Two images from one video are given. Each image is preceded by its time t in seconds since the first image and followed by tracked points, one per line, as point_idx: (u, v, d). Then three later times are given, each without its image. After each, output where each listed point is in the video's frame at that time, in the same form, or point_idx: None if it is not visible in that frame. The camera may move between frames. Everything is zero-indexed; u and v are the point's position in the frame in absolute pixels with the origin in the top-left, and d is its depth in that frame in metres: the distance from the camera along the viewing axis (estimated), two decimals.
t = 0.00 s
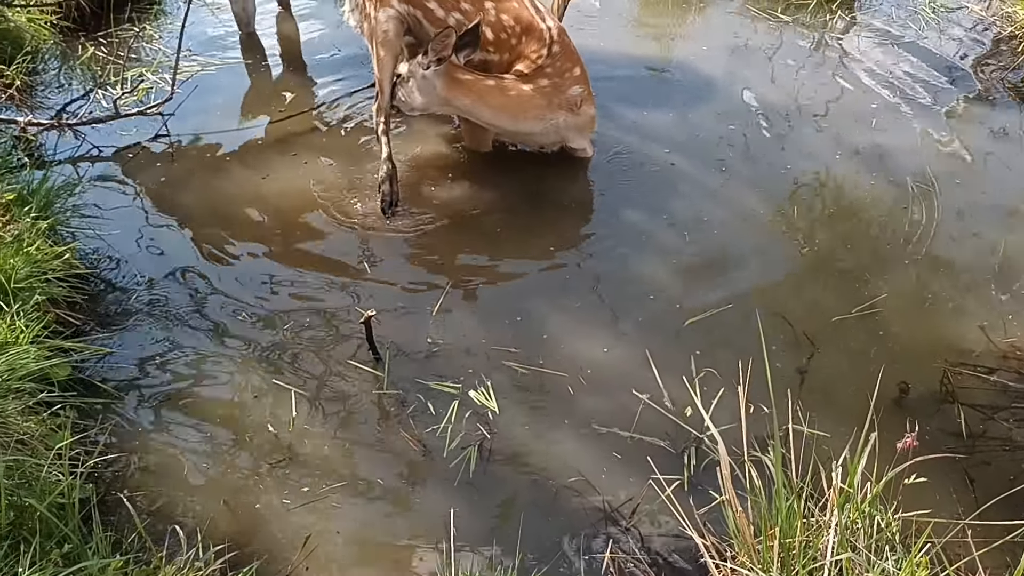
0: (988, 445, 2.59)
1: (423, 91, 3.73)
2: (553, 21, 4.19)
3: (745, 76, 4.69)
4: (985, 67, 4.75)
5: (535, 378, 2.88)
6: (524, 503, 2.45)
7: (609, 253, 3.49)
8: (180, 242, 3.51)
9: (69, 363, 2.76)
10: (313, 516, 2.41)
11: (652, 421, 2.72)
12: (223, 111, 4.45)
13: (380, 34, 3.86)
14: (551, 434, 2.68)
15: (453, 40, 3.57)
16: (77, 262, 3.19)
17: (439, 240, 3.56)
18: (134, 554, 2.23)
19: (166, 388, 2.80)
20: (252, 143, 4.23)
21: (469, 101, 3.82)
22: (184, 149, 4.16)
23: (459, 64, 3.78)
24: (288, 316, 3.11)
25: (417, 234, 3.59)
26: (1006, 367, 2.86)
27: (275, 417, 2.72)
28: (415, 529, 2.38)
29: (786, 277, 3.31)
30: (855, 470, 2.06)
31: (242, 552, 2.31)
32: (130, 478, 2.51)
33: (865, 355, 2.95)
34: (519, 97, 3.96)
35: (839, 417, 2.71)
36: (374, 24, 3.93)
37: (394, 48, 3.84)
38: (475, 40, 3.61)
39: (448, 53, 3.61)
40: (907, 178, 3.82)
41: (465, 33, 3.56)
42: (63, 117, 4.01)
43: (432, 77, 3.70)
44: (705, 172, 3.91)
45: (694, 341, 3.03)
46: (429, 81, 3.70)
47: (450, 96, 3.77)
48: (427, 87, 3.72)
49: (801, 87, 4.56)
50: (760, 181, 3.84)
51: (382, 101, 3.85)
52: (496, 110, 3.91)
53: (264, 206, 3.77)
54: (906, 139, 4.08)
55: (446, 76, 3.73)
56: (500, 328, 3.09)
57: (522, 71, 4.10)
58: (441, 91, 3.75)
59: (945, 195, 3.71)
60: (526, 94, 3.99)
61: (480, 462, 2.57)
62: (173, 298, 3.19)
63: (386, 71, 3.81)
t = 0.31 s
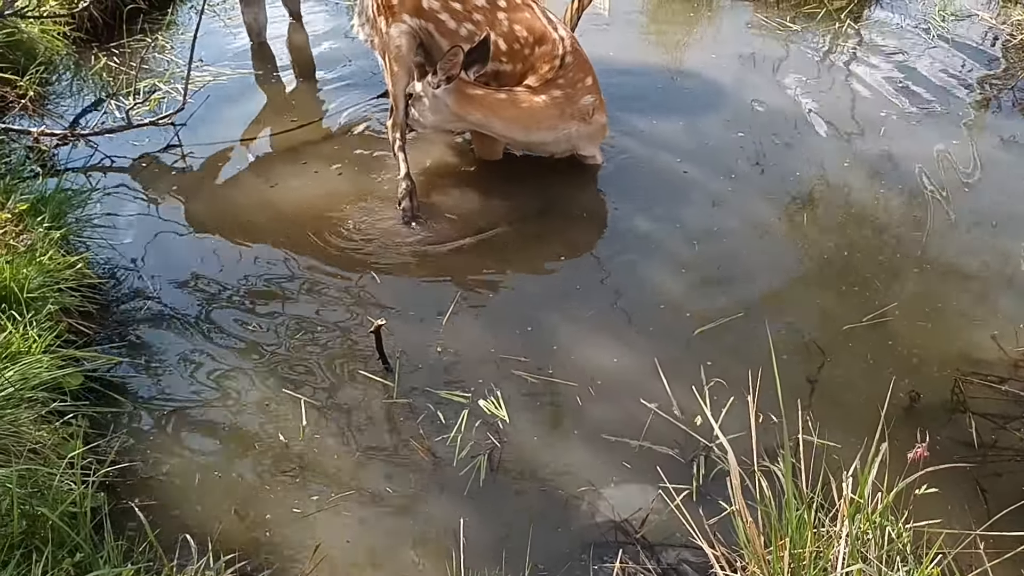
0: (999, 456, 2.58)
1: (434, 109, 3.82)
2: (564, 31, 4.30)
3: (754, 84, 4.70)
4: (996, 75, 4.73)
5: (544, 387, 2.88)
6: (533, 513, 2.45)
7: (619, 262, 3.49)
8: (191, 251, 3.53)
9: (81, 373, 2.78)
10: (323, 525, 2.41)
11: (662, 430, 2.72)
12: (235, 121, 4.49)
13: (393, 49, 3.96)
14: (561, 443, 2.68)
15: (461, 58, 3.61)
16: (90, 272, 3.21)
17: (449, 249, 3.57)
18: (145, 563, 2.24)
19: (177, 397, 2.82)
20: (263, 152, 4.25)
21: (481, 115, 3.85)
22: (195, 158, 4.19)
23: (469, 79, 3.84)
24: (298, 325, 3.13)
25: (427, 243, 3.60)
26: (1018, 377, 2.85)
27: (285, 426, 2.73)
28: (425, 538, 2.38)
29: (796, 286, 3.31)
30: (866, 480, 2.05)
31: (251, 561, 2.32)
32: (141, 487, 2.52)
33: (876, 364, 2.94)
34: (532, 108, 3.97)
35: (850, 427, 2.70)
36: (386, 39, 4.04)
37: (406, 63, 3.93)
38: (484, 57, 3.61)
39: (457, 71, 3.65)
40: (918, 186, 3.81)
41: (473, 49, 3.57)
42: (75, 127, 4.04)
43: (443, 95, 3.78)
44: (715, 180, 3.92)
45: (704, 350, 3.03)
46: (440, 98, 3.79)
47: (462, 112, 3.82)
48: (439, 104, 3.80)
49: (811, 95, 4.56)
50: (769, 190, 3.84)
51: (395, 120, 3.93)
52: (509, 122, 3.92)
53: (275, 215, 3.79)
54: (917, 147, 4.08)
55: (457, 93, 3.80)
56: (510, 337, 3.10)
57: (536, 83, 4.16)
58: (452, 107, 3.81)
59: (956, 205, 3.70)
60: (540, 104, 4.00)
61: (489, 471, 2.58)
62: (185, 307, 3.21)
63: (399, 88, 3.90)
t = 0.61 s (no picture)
0: (1004, 459, 2.57)
1: (443, 114, 3.79)
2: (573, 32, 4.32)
3: (759, 86, 4.70)
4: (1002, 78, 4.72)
5: (549, 389, 2.88)
6: (538, 515, 2.45)
7: (623, 265, 3.49)
8: (197, 253, 3.55)
9: (88, 374, 2.79)
10: (328, 526, 2.42)
11: (667, 433, 2.72)
12: (241, 124, 4.50)
13: (401, 49, 4.03)
14: (565, 445, 2.68)
15: (470, 64, 3.64)
16: (97, 273, 3.22)
17: (454, 251, 3.58)
18: (151, 564, 2.25)
19: (183, 399, 2.83)
20: (269, 155, 4.27)
21: (491, 118, 3.86)
22: (202, 161, 4.21)
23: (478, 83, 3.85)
24: (304, 327, 3.14)
25: (432, 245, 3.61)
26: None
27: (290, 428, 2.74)
28: (429, 540, 2.39)
29: (802, 288, 3.31)
30: (870, 483, 2.05)
31: (256, 562, 2.32)
32: (147, 488, 2.53)
33: (881, 367, 2.94)
34: (542, 108, 3.99)
35: (855, 430, 2.70)
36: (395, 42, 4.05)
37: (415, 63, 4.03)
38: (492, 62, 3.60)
39: (466, 77, 3.71)
40: (923, 188, 3.81)
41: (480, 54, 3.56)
42: (82, 129, 4.06)
43: (453, 101, 3.77)
44: (720, 182, 3.92)
45: (709, 352, 3.03)
46: (449, 104, 3.77)
47: (472, 116, 3.82)
48: (448, 109, 3.78)
49: (817, 98, 4.56)
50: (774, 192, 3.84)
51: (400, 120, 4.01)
52: (519, 124, 3.93)
53: (281, 217, 3.80)
54: (922, 149, 4.07)
55: (467, 97, 3.80)
56: (515, 339, 3.10)
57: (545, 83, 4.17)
58: (461, 112, 3.81)
59: (961, 208, 3.69)
60: (549, 104, 4.02)
61: (494, 472, 2.58)
62: (191, 309, 3.22)
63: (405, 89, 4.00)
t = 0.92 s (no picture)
0: (1008, 465, 2.57)
1: (448, 107, 3.81)
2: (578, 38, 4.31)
3: (763, 90, 4.70)
4: (1005, 83, 4.72)
5: (552, 395, 2.88)
6: (542, 520, 2.45)
7: (627, 270, 3.50)
8: (200, 257, 3.56)
9: (92, 379, 2.80)
10: (331, 532, 2.42)
11: (671, 438, 2.72)
12: (245, 129, 4.51)
13: (405, 49, 4.01)
14: (569, 452, 2.68)
15: (480, 58, 3.67)
16: (101, 278, 3.24)
17: (457, 256, 3.58)
18: (155, 569, 2.25)
19: (187, 404, 2.84)
20: (273, 160, 4.28)
21: (495, 116, 3.87)
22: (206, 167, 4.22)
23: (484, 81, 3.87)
24: (308, 332, 3.14)
25: (436, 250, 3.61)
26: None
27: (294, 433, 2.74)
28: (433, 546, 2.39)
29: (805, 293, 3.31)
30: (875, 488, 2.05)
31: (259, 567, 2.32)
32: (151, 493, 2.53)
33: (886, 373, 2.93)
34: (546, 110, 4.00)
35: (858, 435, 2.70)
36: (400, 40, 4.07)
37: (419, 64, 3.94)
38: (502, 59, 3.73)
39: (475, 71, 3.71)
40: (926, 192, 3.81)
41: (493, 54, 3.69)
42: (88, 134, 4.08)
43: (459, 95, 3.79)
44: (724, 187, 3.92)
45: (713, 358, 3.03)
46: (456, 97, 3.79)
47: (476, 112, 3.83)
48: (454, 103, 3.80)
49: (820, 103, 4.56)
50: (776, 196, 3.84)
51: (405, 123, 3.92)
52: (521, 124, 3.93)
53: (285, 222, 3.81)
54: (926, 154, 4.07)
55: (473, 93, 3.81)
56: (519, 345, 3.11)
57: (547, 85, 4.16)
58: (467, 108, 3.82)
59: (965, 213, 3.69)
60: (553, 106, 4.03)
61: (498, 478, 2.58)
62: (195, 314, 3.23)
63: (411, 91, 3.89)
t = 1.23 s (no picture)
0: (1009, 466, 2.57)
1: (452, 105, 3.81)
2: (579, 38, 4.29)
3: (763, 91, 4.70)
4: (1006, 84, 4.71)
5: (553, 395, 2.88)
6: (542, 521, 2.45)
7: (628, 271, 3.50)
8: (201, 259, 3.56)
9: (93, 380, 2.80)
10: (332, 533, 2.42)
11: (671, 439, 2.72)
12: (246, 131, 4.51)
13: (406, 53, 4.04)
14: (570, 453, 2.68)
15: (482, 53, 3.65)
16: (103, 280, 3.24)
17: (458, 257, 3.58)
18: (156, 570, 2.25)
19: (188, 405, 2.84)
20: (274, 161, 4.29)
21: (499, 113, 3.86)
22: (207, 168, 4.23)
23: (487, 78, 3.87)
24: (309, 334, 3.14)
25: (437, 251, 3.62)
26: None
27: (294, 434, 2.74)
28: (433, 547, 2.39)
29: (806, 294, 3.31)
30: (876, 489, 2.04)
31: (260, 568, 2.32)
32: (152, 495, 2.53)
33: (887, 374, 2.93)
34: (550, 109, 4.00)
35: (859, 436, 2.69)
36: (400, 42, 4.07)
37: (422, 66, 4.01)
38: (505, 56, 3.72)
39: (477, 66, 3.69)
40: (926, 193, 3.81)
41: (496, 49, 3.68)
42: (89, 136, 4.08)
43: (462, 91, 3.78)
44: (725, 187, 3.92)
45: (713, 359, 3.03)
46: (459, 95, 3.79)
47: (479, 110, 3.83)
48: (457, 101, 3.80)
49: (820, 104, 4.56)
50: (777, 197, 3.84)
51: (416, 127, 3.97)
52: (525, 123, 3.93)
53: (286, 224, 3.82)
54: (926, 154, 4.07)
55: (476, 90, 3.81)
56: (520, 346, 3.11)
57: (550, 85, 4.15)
58: (470, 106, 3.82)
59: (966, 213, 3.69)
60: (556, 105, 4.02)
61: (499, 479, 2.58)
62: (196, 316, 3.23)
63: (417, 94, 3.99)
